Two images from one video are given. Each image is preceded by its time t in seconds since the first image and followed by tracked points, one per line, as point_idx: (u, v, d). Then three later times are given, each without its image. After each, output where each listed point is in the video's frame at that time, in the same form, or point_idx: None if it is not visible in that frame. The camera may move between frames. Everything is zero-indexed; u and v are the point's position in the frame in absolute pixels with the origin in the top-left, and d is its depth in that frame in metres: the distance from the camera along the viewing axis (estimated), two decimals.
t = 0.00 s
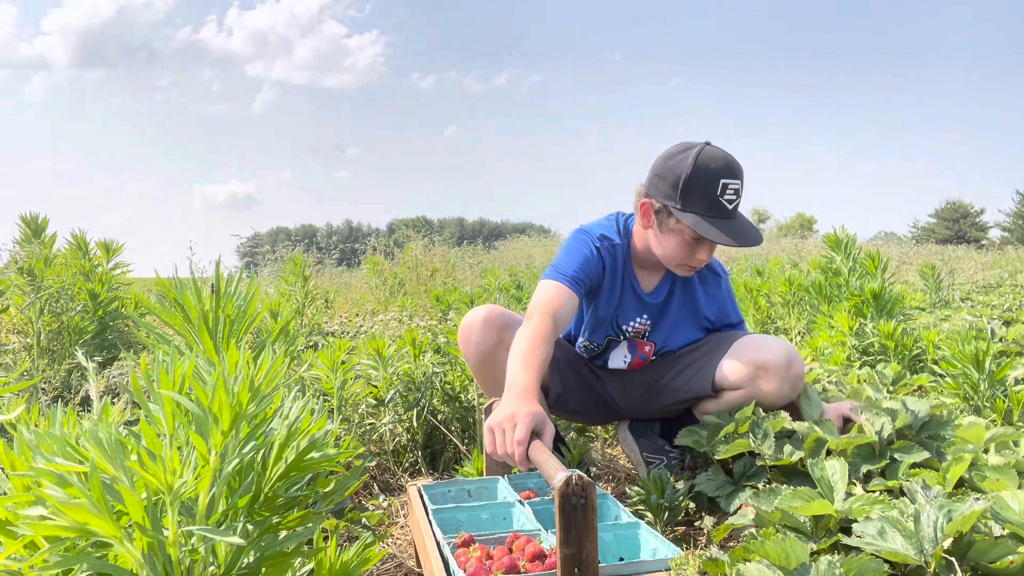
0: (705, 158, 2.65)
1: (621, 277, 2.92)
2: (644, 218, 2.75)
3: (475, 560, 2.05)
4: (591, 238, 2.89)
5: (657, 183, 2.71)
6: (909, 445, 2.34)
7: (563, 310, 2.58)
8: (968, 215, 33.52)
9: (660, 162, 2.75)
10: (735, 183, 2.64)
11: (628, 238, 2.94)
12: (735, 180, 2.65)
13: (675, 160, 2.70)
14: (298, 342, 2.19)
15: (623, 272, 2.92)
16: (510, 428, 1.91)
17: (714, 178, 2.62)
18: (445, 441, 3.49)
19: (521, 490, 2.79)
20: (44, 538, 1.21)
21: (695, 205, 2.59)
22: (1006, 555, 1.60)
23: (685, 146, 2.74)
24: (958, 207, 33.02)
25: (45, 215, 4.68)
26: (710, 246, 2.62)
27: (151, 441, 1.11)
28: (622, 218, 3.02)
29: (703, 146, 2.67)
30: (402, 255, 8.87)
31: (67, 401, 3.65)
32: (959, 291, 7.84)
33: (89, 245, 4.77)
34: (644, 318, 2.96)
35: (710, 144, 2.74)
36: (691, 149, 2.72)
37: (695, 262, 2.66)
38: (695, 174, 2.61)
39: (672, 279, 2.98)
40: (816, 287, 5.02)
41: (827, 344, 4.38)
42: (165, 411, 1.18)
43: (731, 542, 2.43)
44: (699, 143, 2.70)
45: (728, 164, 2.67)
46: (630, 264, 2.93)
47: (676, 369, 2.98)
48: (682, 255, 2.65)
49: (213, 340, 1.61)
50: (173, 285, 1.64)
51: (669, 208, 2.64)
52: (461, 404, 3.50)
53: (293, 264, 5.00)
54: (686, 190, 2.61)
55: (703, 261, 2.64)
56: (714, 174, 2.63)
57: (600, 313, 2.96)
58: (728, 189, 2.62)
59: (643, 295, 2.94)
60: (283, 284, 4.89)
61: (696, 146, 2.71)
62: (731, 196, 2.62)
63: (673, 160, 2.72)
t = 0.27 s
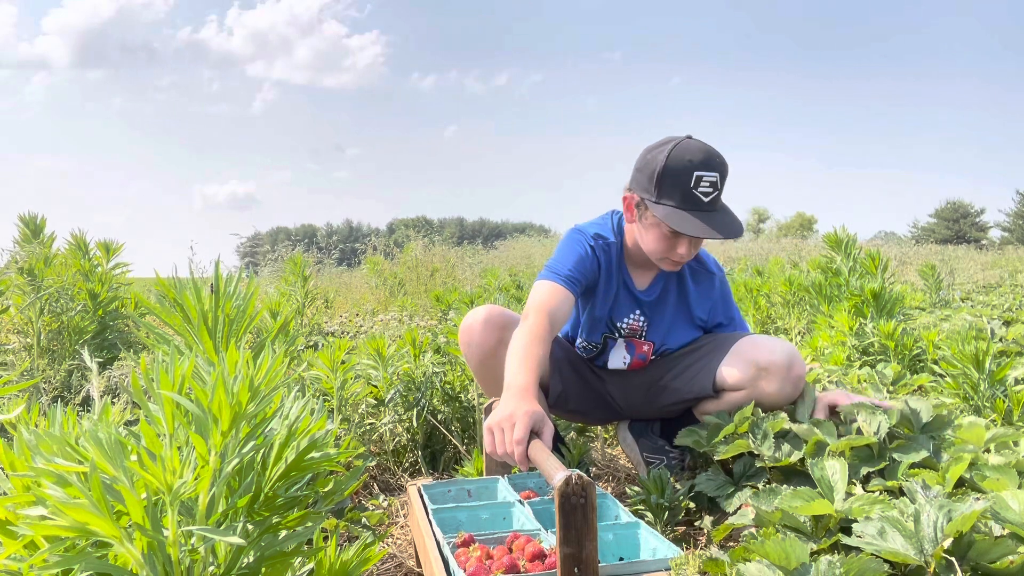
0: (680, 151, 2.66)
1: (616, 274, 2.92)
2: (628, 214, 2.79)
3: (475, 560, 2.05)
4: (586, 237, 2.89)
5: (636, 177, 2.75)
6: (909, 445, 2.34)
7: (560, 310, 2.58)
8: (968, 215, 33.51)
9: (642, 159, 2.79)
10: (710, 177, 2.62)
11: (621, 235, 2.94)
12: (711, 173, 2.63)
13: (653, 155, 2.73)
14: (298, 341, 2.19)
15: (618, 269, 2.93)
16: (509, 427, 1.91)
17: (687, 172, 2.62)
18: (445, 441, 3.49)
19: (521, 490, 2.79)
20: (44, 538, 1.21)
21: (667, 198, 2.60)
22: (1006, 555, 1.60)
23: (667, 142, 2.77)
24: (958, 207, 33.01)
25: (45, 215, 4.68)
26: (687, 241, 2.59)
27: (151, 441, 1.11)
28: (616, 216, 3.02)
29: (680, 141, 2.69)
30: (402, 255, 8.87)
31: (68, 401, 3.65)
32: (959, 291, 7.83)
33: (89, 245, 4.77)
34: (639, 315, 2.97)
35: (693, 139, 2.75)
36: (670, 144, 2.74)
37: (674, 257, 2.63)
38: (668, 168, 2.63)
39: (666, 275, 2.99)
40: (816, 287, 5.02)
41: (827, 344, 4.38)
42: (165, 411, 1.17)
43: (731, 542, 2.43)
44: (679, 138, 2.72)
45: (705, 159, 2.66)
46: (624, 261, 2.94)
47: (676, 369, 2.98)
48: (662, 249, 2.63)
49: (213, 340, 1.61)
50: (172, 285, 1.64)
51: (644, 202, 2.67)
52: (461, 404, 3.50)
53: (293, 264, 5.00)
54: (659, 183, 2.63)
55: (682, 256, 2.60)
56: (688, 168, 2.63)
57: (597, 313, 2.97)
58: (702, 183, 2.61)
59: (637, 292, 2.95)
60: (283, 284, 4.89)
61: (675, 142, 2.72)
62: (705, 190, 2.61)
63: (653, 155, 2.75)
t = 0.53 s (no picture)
0: (648, 146, 2.67)
1: (614, 272, 2.92)
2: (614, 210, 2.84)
3: (475, 560, 2.05)
4: (583, 235, 2.88)
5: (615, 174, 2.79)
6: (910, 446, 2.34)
7: (559, 309, 2.58)
8: (968, 214, 33.49)
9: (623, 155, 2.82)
10: (676, 170, 2.61)
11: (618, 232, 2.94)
12: (678, 167, 2.62)
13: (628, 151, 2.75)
14: (298, 341, 2.19)
15: (615, 267, 2.93)
16: (509, 427, 1.91)
17: (653, 166, 2.62)
18: (445, 441, 3.49)
19: (521, 490, 2.79)
20: (44, 538, 1.21)
21: (635, 194, 2.63)
22: (1006, 555, 1.60)
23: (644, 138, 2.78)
24: (959, 207, 33.00)
25: (45, 215, 4.68)
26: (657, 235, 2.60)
27: (151, 440, 1.11)
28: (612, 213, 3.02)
29: (651, 135, 2.69)
30: (402, 255, 8.86)
31: (68, 400, 3.65)
32: (960, 291, 7.82)
33: (89, 244, 4.76)
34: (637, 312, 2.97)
35: (670, 130, 2.72)
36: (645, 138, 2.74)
37: (651, 251, 2.65)
38: (635, 164, 2.65)
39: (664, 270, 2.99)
40: (816, 287, 5.02)
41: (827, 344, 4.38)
42: (165, 410, 1.17)
43: (732, 541, 2.43)
44: (652, 132, 2.72)
45: (675, 150, 2.64)
46: (621, 258, 2.94)
47: (678, 370, 2.98)
48: (638, 244, 2.67)
49: (213, 339, 1.61)
50: (172, 285, 1.64)
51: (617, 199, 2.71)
52: (461, 404, 3.50)
53: (293, 263, 4.99)
54: (628, 180, 2.66)
55: (655, 250, 2.62)
56: (654, 163, 2.63)
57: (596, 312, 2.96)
58: (667, 177, 2.60)
59: (634, 290, 2.95)
60: (283, 284, 4.89)
61: (649, 135, 2.72)
62: (671, 183, 2.60)
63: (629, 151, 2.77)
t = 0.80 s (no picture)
0: (625, 138, 2.67)
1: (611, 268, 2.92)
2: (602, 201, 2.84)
3: (475, 560, 2.05)
4: (579, 235, 2.87)
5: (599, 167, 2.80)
6: (908, 445, 2.35)
7: (559, 312, 2.58)
8: (968, 214, 33.49)
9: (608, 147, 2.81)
10: (652, 159, 2.60)
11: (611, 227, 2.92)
12: (653, 157, 2.61)
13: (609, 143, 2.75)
14: (298, 341, 2.19)
15: (611, 263, 2.91)
16: (510, 426, 1.91)
17: (629, 158, 2.62)
18: (445, 441, 3.49)
19: (521, 490, 2.79)
20: (44, 538, 1.21)
21: (613, 186, 2.64)
22: (1006, 555, 1.60)
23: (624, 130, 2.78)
24: (959, 207, 32.99)
25: (45, 215, 4.68)
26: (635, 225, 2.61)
27: (151, 440, 1.11)
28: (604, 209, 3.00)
29: (630, 126, 2.68)
30: (402, 255, 8.86)
31: (68, 400, 3.65)
32: (960, 291, 7.82)
33: (88, 244, 4.76)
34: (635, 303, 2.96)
35: (649, 121, 2.70)
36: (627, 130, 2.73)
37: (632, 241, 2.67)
38: (613, 156, 2.66)
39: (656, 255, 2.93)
40: (816, 286, 5.02)
41: (827, 344, 4.38)
42: (166, 411, 1.18)
43: (732, 541, 2.43)
44: (632, 124, 2.71)
45: (651, 140, 2.63)
46: (615, 254, 2.92)
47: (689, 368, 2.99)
48: (620, 235, 2.69)
49: (213, 339, 1.61)
50: (172, 285, 1.64)
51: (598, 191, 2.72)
52: (461, 403, 3.50)
53: (293, 263, 4.98)
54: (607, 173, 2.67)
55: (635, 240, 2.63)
56: (631, 154, 2.63)
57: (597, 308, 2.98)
58: (642, 167, 2.60)
59: (631, 285, 2.94)
60: (283, 284, 4.89)
61: (629, 127, 2.72)
62: (647, 173, 2.59)
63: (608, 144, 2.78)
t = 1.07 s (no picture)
0: (625, 146, 2.63)
1: (600, 268, 2.93)
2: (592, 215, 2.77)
3: (475, 560, 2.05)
4: (569, 235, 2.89)
5: (589, 180, 2.72)
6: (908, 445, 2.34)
7: (553, 313, 2.59)
8: (968, 214, 33.50)
9: (590, 160, 2.76)
10: (661, 163, 2.61)
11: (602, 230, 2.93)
12: (661, 159, 2.61)
13: (599, 154, 2.70)
14: (298, 342, 2.19)
15: (599, 264, 2.93)
16: (510, 426, 1.90)
17: (638, 165, 2.59)
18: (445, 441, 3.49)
19: (521, 490, 2.79)
20: (44, 538, 1.21)
21: (628, 195, 2.57)
22: (1006, 555, 1.59)
23: (611, 138, 2.73)
24: (959, 207, 33.00)
25: (45, 215, 4.68)
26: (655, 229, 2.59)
27: (151, 440, 1.11)
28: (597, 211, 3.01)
29: (624, 134, 2.66)
30: (402, 255, 8.86)
31: (68, 400, 3.65)
32: (960, 291, 7.81)
33: (88, 244, 4.76)
34: (621, 307, 2.96)
35: (633, 127, 2.71)
36: (614, 138, 2.71)
37: (649, 247, 2.65)
38: (620, 165, 2.60)
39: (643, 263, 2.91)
40: (816, 287, 5.02)
41: (827, 344, 4.38)
42: (165, 411, 1.17)
43: (732, 541, 2.43)
44: (621, 131, 2.69)
45: (652, 144, 2.63)
46: (603, 257, 2.93)
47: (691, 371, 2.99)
48: (634, 243, 2.65)
49: (213, 339, 1.61)
50: (172, 284, 1.64)
51: (605, 203, 2.65)
52: (461, 404, 3.50)
53: (293, 263, 4.98)
54: (617, 183, 2.60)
55: (655, 245, 2.62)
56: (638, 160, 2.60)
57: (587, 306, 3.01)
58: (654, 170, 2.59)
59: (616, 289, 2.94)
60: (283, 284, 4.89)
61: (618, 135, 2.69)
62: (660, 177, 2.59)
63: (600, 155, 2.72)
